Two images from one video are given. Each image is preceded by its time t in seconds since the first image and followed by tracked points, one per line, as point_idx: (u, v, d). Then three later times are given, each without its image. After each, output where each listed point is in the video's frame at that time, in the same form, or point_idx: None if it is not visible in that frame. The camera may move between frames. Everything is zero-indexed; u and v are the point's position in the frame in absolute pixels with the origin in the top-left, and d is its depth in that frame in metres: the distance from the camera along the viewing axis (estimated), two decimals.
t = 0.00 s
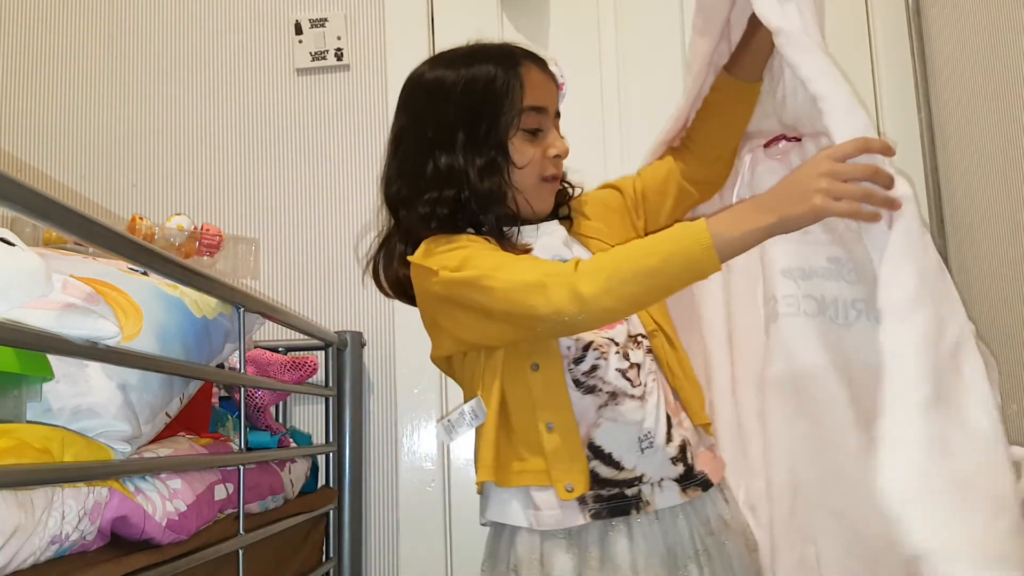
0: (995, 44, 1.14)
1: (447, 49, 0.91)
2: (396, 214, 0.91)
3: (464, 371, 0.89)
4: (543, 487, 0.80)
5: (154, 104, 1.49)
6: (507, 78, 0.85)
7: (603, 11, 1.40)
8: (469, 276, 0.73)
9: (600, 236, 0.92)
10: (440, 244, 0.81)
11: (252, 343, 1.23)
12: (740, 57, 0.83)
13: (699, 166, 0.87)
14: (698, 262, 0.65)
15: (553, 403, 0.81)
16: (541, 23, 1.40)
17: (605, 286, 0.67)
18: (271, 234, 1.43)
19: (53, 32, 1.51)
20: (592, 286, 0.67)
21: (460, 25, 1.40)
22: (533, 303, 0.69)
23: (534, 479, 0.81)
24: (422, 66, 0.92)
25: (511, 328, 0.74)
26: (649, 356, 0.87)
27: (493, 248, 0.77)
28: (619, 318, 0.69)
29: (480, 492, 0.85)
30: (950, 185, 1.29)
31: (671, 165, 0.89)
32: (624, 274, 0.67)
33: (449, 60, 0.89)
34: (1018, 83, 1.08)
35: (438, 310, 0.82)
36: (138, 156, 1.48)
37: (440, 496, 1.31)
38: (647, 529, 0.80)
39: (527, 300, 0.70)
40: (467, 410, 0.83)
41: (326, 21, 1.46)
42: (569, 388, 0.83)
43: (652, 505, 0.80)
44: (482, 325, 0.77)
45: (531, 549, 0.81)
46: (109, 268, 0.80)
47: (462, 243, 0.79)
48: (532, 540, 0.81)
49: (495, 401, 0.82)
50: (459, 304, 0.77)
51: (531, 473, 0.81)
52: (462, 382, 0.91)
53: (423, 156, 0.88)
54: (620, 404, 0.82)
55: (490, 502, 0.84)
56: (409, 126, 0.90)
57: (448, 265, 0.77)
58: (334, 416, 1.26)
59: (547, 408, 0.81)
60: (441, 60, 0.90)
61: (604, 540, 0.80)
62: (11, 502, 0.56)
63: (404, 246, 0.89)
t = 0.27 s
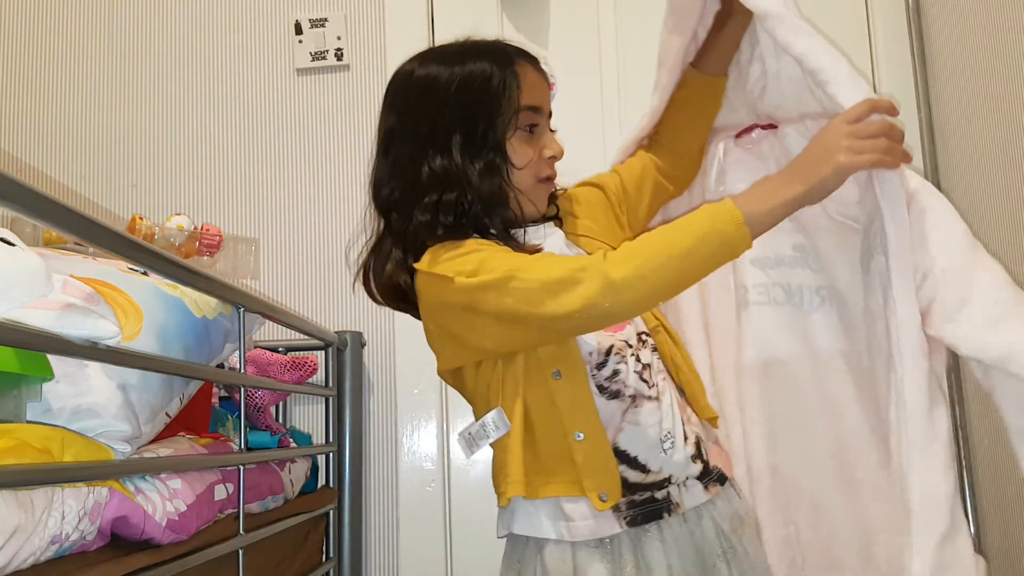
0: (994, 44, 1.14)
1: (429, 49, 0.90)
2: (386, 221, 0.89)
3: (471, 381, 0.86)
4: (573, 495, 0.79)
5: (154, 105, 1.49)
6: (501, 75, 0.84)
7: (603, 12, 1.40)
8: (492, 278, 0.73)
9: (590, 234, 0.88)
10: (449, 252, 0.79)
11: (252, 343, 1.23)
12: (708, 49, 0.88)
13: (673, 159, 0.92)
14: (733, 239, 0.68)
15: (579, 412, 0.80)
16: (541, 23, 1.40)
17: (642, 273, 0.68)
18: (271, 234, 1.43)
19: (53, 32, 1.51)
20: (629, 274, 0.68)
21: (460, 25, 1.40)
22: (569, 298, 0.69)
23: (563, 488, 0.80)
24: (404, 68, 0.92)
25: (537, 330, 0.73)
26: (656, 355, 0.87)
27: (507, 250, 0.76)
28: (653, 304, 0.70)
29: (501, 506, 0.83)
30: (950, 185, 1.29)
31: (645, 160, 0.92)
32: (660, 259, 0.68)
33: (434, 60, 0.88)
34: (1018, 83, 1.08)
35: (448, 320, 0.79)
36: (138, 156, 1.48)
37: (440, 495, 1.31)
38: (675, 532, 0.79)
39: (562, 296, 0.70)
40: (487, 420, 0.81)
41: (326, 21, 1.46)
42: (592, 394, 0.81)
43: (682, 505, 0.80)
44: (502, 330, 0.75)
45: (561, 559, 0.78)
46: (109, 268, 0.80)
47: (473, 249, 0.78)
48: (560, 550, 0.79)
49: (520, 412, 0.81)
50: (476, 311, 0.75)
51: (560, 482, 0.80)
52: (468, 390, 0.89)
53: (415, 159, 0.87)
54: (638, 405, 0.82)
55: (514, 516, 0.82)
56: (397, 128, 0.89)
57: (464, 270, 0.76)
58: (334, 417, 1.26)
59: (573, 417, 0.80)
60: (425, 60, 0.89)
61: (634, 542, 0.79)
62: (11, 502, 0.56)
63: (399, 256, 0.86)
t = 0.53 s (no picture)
0: (994, 44, 1.14)
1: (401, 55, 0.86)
2: (376, 244, 0.83)
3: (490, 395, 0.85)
4: (613, 506, 0.79)
5: (154, 105, 1.49)
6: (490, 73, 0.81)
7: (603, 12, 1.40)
8: (537, 284, 0.71)
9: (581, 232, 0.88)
10: (476, 264, 0.77)
11: (252, 343, 1.23)
12: (663, 37, 0.92)
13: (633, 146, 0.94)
14: (772, 216, 0.69)
15: (616, 426, 0.79)
16: (541, 23, 1.40)
17: (691, 257, 0.68)
18: (271, 234, 1.43)
19: (53, 32, 1.51)
20: (677, 260, 0.69)
21: (460, 25, 1.40)
22: (620, 293, 0.69)
23: (602, 500, 0.79)
24: (376, 79, 0.86)
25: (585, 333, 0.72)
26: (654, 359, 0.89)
27: (539, 255, 0.76)
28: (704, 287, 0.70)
29: (530, 522, 0.82)
30: (950, 184, 1.29)
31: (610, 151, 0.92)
32: (706, 241, 0.68)
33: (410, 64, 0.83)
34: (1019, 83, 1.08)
35: (475, 333, 0.76)
36: (138, 156, 1.48)
37: (440, 495, 1.31)
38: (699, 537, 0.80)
39: (613, 292, 0.70)
40: (522, 433, 0.80)
41: (326, 21, 1.46)
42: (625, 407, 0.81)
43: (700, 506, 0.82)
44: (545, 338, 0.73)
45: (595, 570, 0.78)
46: (109, 268, 0.80)
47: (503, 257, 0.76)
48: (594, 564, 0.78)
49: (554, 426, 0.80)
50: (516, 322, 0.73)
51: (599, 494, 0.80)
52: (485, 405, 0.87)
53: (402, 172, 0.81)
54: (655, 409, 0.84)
55: (547, 532, 0.81)
56: (380, 141, 0.83)
57: (501, 279, 0.74)
58: (334, 417, 1.26)
59: (611, 431, 0.79)
60: (399, 66, 0.84)
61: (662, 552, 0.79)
62: (11, 502, 0.56)
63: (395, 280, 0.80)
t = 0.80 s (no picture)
0: (995, 44, 1.14)
1: (396, 51, 0.83)
2: (367, 245, 0.82)
3: (492, 403, 0.84)
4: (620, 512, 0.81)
5: (153, 105, 1.49)
6: (485, 74, 0.79)
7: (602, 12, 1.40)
8: (551, 285, 0.71)
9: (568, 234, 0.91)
10: (488, 269, 0.76)
11: (252, 343, 1.23)
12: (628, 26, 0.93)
13: (592, 135, 0.95)
14: (791, 224, 0.69)
15: (625, 433, 0.80)
16: (541, 23, 1.40)
17: (708, 258, 0.68)
18: (271, 234, 1.43)
19: (53, 33, 1.51)
20: (695, 265, 0.68)
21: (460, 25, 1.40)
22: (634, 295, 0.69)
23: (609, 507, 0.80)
24: (369, 73, 0.84)
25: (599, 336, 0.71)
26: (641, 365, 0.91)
27: (555, 260, 0.75)
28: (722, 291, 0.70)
29: (533, 529, 0.81)
30: (950, 184, 1.29)
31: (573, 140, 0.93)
32: (724, 245, 0.68)
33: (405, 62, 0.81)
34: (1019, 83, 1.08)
35: (482, 338, 0.76)
36: (138, 156, 1.48)
37: (440, 495, 1.31)
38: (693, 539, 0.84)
39: (627, 293, 0.69)
40: (530, 439, 0.80)
41: (326, 21, 1.46)
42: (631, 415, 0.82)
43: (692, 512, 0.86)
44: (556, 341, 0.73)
45: None
46: (109, 268, 0.80)
47: (515, 260, 0.76)
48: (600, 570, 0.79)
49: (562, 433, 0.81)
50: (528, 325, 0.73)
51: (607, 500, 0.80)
52: (484, 412, 0.87)
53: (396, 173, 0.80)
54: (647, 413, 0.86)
55: (551, 540, 0.81)
56: (372, 139, 0.82)
57: (515, 281, 0.74)
58: (334, 417, 1.26)
59: (619, 438, 0.80)
60: (394, 62, 0.82)
61: (662, 554, 0.82)
62: (11, 502, 0.56)
63: (384, 284, 0.80)
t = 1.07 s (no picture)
0: (995, 45, 1.14)
1: (405, 43, 0.82)
2: (363, 242, 0.80)
3: (477, 416, 0.85)
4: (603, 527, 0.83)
5: (153, 105, 1.49)
6: (497, 76, 0.80)
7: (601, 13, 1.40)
8: (552, 302, 0.71)
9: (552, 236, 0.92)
10: (488, 277, 0.77)
11: (252, 343, 1.23)
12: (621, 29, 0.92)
13: (575, 138, 0.95)
14: (792, 265, 0.68)
15: (614, 449, 0.81)
16: (541, 24, 1.40)
17: (713, 290, 0.68)
18: (271, 234, 1.43)
19: (53, 33, 1.51)
20: (697, 293, 0.68)
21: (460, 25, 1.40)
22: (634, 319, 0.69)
23: (594, 523, 0.82)
24: (374, 63, 0.83)
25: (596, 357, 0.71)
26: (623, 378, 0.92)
27: (561, 275, 0.75)
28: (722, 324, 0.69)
29: (520, 542, 0.82)
30: (950, 184, 1.29)
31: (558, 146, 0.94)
32: (727, 275, 0.68)
33: (416, 56, 0.80)
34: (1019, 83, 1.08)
35: (476, 351, 0.77)
36: (138, 156, 1.48)
37: (440, 496, 1.31)
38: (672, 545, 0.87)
39: (627, 318, 0.69)
40: (518, 453, 0.81)
41: (326, 21, 1.46)
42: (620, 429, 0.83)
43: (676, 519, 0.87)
44: (551, 357, 0.73)
45: None
46: (108, 268, 0.80)
47: (517, 273, 0.76)
48: None
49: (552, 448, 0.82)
50: (525, 339, 0.73)
51: (592, 516, 0.82)
52: (469, 424, 0.87)
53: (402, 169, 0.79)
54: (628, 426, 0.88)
55: (545, 548, 0.81)
56: (377, 133, 0.80)
57: (517, 295, 0.74)
58: (334, 417, 1.26)
59: (609, 454, 0.81)
60: (404, 54, 0.81)
61: (643, 560, 0.87)
62: (11, 502, 0.56)
63: (374, 283, 0.79)
